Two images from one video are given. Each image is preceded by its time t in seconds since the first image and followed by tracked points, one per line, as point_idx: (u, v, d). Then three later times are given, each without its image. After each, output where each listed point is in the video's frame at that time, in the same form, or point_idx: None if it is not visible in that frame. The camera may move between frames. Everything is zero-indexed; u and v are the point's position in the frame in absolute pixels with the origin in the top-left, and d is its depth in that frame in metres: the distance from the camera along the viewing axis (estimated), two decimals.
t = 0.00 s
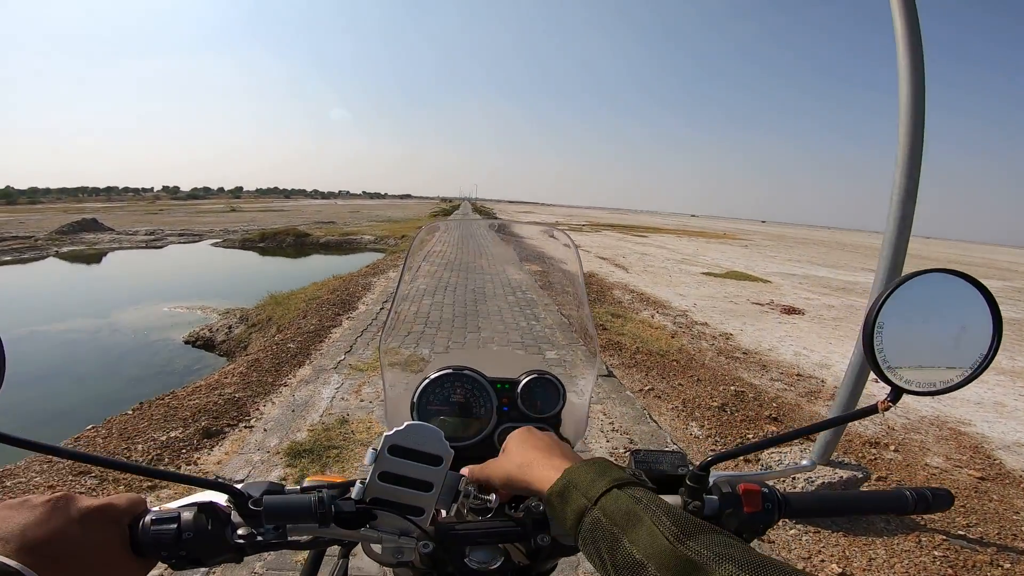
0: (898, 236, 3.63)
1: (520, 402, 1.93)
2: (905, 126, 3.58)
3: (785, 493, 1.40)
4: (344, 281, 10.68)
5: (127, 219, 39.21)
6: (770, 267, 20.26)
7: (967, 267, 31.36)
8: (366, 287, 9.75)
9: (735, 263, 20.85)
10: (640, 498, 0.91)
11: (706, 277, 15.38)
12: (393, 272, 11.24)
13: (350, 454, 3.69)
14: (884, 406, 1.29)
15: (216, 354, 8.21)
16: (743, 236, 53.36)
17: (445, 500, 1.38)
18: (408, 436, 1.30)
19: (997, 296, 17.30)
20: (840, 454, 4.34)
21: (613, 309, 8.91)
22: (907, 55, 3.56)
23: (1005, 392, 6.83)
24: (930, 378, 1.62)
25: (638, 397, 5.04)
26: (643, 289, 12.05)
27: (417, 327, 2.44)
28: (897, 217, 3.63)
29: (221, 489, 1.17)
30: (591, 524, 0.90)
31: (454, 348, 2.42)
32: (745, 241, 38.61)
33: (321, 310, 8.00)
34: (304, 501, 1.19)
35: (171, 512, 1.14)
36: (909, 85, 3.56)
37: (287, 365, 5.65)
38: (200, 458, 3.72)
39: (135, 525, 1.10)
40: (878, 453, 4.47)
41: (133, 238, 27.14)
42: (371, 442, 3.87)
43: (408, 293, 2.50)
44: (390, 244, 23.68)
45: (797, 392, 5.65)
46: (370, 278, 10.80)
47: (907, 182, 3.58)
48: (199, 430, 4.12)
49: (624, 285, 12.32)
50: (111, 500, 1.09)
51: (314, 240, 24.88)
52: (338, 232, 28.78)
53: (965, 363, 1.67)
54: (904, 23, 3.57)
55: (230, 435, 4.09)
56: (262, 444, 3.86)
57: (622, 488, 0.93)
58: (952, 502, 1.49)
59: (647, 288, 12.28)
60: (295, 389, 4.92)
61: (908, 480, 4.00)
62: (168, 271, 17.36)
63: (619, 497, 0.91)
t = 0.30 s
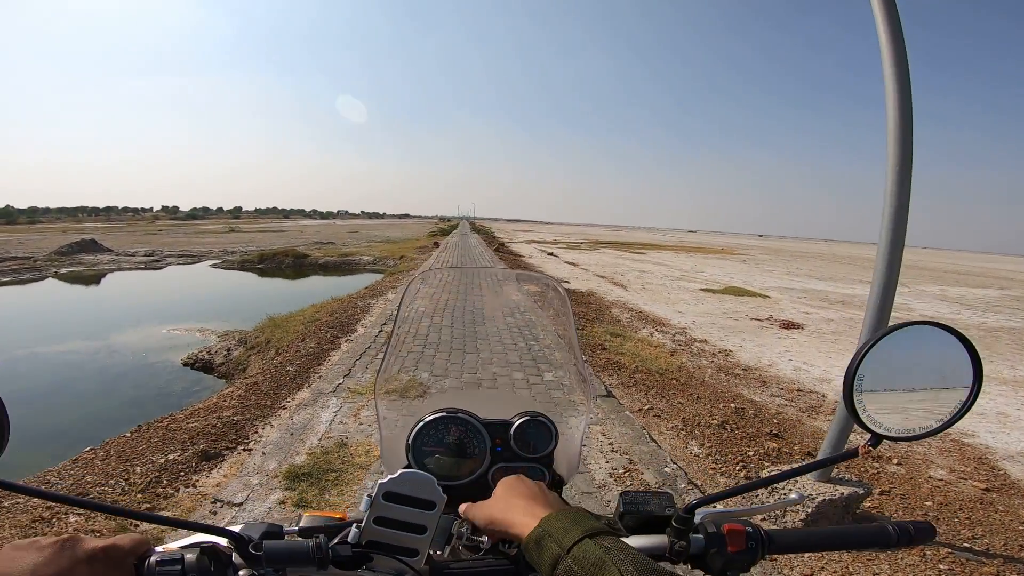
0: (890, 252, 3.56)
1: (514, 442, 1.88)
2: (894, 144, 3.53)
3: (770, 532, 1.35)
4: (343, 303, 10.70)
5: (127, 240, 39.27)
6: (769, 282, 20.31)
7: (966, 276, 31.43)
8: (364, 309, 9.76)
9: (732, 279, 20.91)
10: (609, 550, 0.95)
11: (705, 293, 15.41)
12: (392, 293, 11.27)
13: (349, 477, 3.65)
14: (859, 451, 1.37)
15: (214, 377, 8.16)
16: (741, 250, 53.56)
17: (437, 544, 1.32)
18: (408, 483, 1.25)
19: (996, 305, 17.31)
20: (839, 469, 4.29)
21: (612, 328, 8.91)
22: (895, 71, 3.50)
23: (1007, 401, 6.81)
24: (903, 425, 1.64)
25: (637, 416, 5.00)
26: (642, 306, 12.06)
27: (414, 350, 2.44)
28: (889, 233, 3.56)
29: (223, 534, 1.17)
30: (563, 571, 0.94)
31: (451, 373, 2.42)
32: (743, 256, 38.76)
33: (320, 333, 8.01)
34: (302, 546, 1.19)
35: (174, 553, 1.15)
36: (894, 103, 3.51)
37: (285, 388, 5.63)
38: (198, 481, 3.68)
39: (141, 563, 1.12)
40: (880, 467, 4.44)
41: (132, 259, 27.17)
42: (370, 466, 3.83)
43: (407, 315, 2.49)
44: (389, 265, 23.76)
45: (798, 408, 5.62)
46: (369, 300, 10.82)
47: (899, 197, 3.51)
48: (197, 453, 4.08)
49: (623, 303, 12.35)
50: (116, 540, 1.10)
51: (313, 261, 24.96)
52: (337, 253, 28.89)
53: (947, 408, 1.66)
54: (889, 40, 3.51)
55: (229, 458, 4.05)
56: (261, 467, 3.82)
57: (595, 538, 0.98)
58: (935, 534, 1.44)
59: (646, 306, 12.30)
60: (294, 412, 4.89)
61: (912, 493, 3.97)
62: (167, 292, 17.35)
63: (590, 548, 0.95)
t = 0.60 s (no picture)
0: (869, 266, 3.39)
1: (492, 462, 1.90)
2: (870, 163, 3.33)
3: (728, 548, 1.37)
4: (338, 325, 10.67)
5: (120, 261, 39.05)
6: (762, 298, 20.43)
7: (956, 288, 31.70)
8: (358, 331, 9.73)
9: (725, 296, 20.99)
10: None
11: (698, 311, 15.47)
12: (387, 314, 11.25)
13: (342, 497, 3.60)
14: (807, 467, 1.51)
15: (207, 399, 8.08)
16: (734, 266, 53.83)
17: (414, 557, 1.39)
18: (387, 499, 1.32)
19: (987, 316, 17.45)
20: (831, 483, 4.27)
21: (606, 346, 8.93)
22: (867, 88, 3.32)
23: (1000, 412, 6.83)
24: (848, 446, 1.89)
25: (630, 434, 4.98)
26: (636, 325, 12.08)
27: (406, 371, 2.44)
28: (866, 254, 3.38)
29: (213, 545, 1.24)
30: None
31: (446, 394, 2.37)
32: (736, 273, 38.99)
33: (313, 355, 7.97)
34: (287, 557, 1.25)
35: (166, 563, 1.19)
36: (869, 120, 3.33)
37: (279, 409, 5.58)
38: (189, 501, 3.62)
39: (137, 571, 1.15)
40: (874, 480, 4.43)
41: (125, 281, 27.00)
42: (363, 486, 3.78)
43: (397, 336, 2.53)
44: (384, 286, 23.77)
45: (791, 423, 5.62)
46: (363, 321, 10.79)
47: (877, 217, 3.32)
48: (189, 473, 4.03)
49: (617, 322, 12.38)
50: (114, 550, 1.14)
51: (307, 282, 24.92)
52: (331, 274, 28.86)
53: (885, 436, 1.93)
54: (861, 57, 3.35)
55: (222, 478, 4.00)
56: (253, 487, 3.77)
57: None
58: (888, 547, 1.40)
59: (640, 324, 12.33)
60: (288, 433, 4.85)
61: (906, 505, 3.96)
62: (160, 314, 17.23)
63: None
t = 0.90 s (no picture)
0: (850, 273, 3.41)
1: (464, 466, 1.90)
2: (847, 173, 3.38)
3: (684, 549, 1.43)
4: (330, 336, 10.62)
5: (112, 269, 38.71)
6: (755, 310, 20.50)
7: (947, 299, 31.94)
8: (351, 341, 9.70)
9: (719, 308, 21.05)
10: None
11: (691, 323, 15.51)
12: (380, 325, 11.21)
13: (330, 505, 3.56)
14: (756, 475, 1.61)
15: (197, 408, 8.00)
16: (727, 278, 54.05)
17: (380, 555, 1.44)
18: (352, 498, 1.40)
19: (978, 326, 17.57)
20: (818, 492, 4.27)
21: (598, 358, 8.93)
22: (846, 102, 3.38)
23: (990, 420, 6.87)
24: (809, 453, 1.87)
25: (619, 444, 4.96)
26: (629, 337, 12.09)
27: (397, 382, 2.42)
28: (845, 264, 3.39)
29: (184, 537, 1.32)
30: None
31: (436, 404, 2.35)
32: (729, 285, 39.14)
33: (305, 365, 7.92)
34: (255, 550, 1.35)
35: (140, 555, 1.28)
36: (848, 132, 3.37)
37: (269, 419, 5.53)
38: (175, 508, 3.57)
39: (110, 562, 1.24)
40: (862, 488, 4.43)
41: (117, 289, 26.78)
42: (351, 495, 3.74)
43: (386, 348, 2.58)
44: (378, 297, 23.71)
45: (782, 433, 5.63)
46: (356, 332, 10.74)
47: (854, 227, 3.35)
48: (177, 480, 3.98)
49: (610, 333, 12.40)
50: (89, 541, 1.23)
51: (301, 292, 24.82)
52: (325, 285, 28.75)
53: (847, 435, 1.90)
54: (840, 73, 3.41)
55: (209, 486, 3.95)
56: (240, 494, 3.73)
57: None
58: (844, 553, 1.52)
59: (633, 335, 12.35)
60: (277, 441, 4.82)
61: (894, 513, 3.95)
62: (152, 323, 17.09)
63: None
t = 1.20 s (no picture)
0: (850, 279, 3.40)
1: (459, 474, 1.90)
2: (846, 180, 3.38)
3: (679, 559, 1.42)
4: (330, 344, 10.60)
5: (113, 276, 38.69)
6: (755, 319, 20.48)
7: (947, 308, 31.90)
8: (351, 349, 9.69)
9: (719, 317, 21.03)
10: None
11: (691, 332, 15.48)
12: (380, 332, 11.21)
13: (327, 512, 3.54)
14: (756, 485, 1.60)
15: (196, 414, 7.97)
16: (728, 287, 54.03)
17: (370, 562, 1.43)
18: (343, 505, 1.44)
19: (979, 335, 17.54)
20: (818, 501, 4.24)
21: (598, 367, 8.91)
22: (844, 109, 3.39)
23: (992, 428, 6.83)
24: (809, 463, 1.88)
25: (618, 453, 4.94)
26: (629, 346, 12.06)
27: (395, 392, 2.44)
28: (846, 273, 3.37)
29: (169, 541, 1.32)
30: None
31: (434, 413, 2.36)
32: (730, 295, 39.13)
33: (304, 373, 7.90)
34: (241, 555, 1.32)
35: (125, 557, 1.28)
36: (846, 141, 3.37)
37: (267, 426, 5.51)
38: (170, 514, 3.55)
39: (95, 564, 1.24)
40: (863, 497, 4.40)
41: (118, 296, 26.80)
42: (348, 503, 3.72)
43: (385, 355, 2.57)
44: (379, 306, 23.71)
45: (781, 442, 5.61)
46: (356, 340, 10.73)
47: (853, 235, 3.34)
48: (173, 486, 3.97)
49: (610, 342, 12.38)
50: (74, 544, 1.24)
51: (301, 300, 24.83)
52: (325, 293, 28.76)
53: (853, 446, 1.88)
54: (838, 82, 3.42)
55: (205, 492, 3.93)
56: (236, 501, 3.71)
57: None
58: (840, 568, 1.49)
59: (634, 345, 12.32)
60: (274, 449, 4.80)
61: (895, 521, 3.92)
62: (151, 329, 17.07)
63: None
